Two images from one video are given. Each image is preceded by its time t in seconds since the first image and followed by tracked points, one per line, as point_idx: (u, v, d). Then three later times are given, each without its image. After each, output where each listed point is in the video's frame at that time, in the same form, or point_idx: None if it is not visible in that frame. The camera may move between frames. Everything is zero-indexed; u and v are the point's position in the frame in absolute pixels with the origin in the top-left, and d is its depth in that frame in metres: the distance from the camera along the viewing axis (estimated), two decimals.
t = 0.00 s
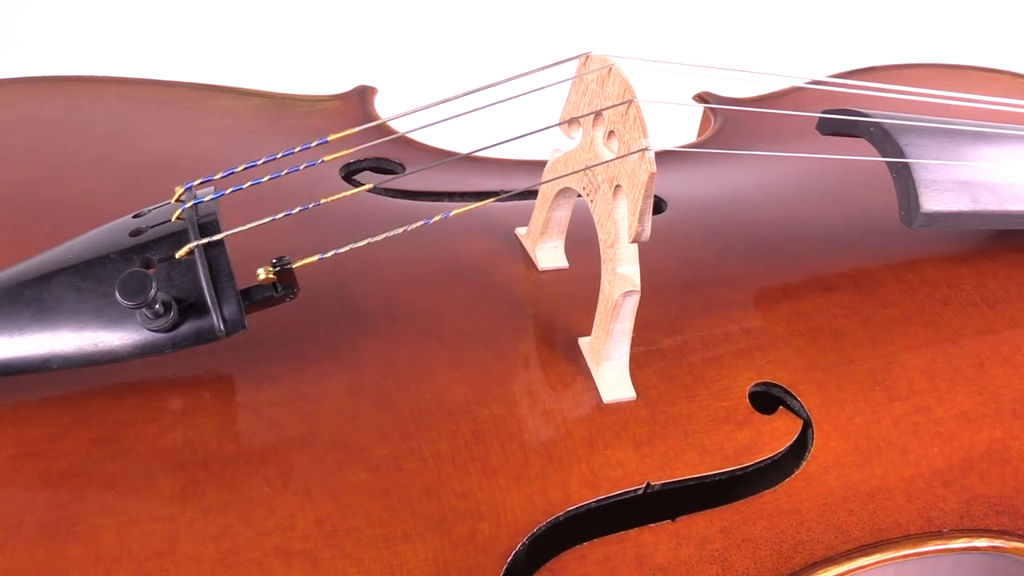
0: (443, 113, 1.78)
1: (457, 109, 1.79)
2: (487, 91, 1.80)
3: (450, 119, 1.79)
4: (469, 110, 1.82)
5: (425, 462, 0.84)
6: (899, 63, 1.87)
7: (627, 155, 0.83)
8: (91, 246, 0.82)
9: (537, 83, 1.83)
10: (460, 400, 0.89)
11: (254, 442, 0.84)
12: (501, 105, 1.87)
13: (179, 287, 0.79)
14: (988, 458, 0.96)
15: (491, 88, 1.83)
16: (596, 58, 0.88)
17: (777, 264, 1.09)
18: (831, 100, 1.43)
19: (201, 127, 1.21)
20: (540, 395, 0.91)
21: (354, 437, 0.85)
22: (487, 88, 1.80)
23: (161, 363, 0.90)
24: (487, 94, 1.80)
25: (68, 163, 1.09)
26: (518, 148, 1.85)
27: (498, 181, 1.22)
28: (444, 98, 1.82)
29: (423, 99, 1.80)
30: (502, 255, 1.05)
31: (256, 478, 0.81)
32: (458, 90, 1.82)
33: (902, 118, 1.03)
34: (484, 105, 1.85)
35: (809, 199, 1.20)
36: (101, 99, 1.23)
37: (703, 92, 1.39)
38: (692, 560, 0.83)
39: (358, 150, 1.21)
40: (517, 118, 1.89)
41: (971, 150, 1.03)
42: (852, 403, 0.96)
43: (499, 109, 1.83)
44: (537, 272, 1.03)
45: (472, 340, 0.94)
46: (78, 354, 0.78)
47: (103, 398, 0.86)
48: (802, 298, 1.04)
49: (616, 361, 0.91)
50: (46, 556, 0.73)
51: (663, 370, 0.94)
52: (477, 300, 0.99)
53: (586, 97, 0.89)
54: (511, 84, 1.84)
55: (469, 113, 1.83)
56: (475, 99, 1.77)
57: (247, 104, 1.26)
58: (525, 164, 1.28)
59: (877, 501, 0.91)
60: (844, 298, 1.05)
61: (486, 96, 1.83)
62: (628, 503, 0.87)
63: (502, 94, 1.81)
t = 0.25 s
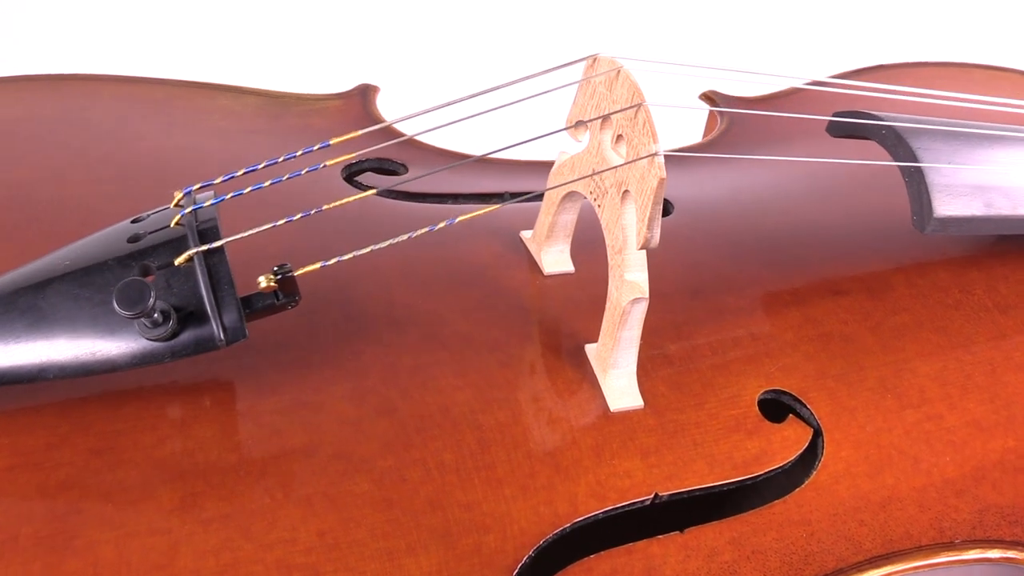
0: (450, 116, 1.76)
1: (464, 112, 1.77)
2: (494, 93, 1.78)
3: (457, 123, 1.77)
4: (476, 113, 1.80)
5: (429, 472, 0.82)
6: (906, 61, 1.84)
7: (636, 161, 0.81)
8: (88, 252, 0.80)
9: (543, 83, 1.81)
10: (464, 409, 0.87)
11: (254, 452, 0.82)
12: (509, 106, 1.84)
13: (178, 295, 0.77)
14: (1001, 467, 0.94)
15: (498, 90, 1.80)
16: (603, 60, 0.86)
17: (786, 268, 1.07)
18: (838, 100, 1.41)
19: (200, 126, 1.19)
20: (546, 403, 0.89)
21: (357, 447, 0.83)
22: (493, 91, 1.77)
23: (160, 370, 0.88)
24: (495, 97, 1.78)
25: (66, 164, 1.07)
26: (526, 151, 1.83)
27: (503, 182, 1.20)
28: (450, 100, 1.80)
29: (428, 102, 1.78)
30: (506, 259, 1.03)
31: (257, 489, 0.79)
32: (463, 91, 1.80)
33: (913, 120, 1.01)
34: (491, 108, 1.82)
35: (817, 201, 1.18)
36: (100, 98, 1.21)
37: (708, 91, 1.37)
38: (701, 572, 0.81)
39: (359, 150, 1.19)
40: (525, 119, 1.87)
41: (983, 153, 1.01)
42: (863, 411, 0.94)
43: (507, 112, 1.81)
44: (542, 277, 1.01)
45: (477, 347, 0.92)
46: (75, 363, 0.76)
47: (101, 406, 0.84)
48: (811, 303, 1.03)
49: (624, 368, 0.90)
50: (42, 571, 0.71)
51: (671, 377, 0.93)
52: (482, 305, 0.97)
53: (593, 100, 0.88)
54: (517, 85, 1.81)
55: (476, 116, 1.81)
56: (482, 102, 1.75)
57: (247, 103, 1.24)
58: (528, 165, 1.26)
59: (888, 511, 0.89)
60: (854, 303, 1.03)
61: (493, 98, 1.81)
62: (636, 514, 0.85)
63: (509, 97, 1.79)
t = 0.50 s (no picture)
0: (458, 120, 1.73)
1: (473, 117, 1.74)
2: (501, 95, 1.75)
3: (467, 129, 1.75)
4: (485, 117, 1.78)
5: (434, 485, 0.80)
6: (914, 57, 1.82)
7: (647, 167, 0.79)
8: (84, 260, 0.78)
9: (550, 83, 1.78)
10: (469, 419, 0.85)
11: (255, 463, 0.80)
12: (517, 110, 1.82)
13: (176, 305, 0.75)
14: (1016, 478, 0.92)
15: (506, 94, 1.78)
16: (613, 62, 0.84)
17: (797, 273, 1.05)
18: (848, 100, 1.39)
19: (199, 126, 1.17)
20: (553, 413, 0.87)
21: (360, 459, 0.81)
22: (501, 94, 1.75)
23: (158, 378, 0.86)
24: (503, 100, 1.75)
25: (62, 164, 1.05)
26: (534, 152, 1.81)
27: (508, 183, 1.18)
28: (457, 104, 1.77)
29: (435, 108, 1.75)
30: (512, 264, 1.01)
31: (257, 502, 0.77)
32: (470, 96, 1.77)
33: (928, 123, 0.99)
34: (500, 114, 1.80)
35: (827, 204, 1.16)
36: (97, 97, 1.18)
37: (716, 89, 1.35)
38: None
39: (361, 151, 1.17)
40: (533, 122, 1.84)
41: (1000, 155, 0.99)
42: (876, 421, 0.93)
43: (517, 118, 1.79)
44: (549, 282, 0.99)
45: (482, 355, 0.90)
46: (71, 375, 0.75)
47: (97, 416, 0.82)
48: (823, 309, 1.01)
49: (633, 378, 0.88)
50: None
51: (681, 387, 0.91)
52: (487, 312, 0.95)
53: (602, 103, 0.85)
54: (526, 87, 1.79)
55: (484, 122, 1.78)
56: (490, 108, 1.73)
57: (247, 102, 1.22)
58: (534, 164, 1.24)
59: (902, 524, 0.88)
60: (866, 309, 1.01)
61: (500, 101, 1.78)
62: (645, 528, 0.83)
63: (519, 100, 1.76)
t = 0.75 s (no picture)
0: (467, 123, 1.72)
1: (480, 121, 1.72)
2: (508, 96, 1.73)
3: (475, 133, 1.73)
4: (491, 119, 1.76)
5: (438, 498, 0.78)
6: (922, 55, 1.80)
7: (657, 173, 0.77)
8: (81, 268, 0.76)
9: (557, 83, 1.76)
10: (475, 430, 0.83)
11: (255, 475, 0.78)
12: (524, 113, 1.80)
13: (175, 315, 0.73)
14: None
15: (512, 96, 1.76)
16: (621, 65, 0.82)
17: (807, 277, 1.03)
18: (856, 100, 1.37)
19: (199, 126, 1.15)
20: (560, 423, 0.86)
21: (363, 471, 0.79)
22: (508, 97, 1.73)
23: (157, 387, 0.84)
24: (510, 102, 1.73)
25: (59, 165, 1.03)
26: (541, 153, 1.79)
27: (512, 185, 1.16)
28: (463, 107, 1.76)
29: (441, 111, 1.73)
30: (517, 270, 0.99)
31: (258, 516, 0.75)
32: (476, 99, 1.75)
33: (942, 126, 0.97)
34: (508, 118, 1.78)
35: (837, 207, 1.14)
36: (94, 96, 1.16)
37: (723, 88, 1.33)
38: None
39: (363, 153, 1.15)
40: (541, 124, 1.82)
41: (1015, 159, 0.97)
42: (888, 430, 0.91)
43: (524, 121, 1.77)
44: (555, 288, 0.97)
45: (488, 364, 0.89)
46: (67, 387, 0.73)
47: (95, 426, 0.80)
48: (834, 315, 0.99)
49: (641, 388, 0.86)
50: None
51: (690, 396, 0.89)
52: (492, 319, 0.93)
53: (611, 107, 0.83)
54: (532, 89, 1.77)
55: (492, 125, 1.76)
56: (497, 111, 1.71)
57: (248, 102, 1.20)
58: (538, 165, 1.22)
59: (915, 536, 0.86)
60: (878, 315, 1.00)
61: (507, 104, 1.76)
62: (653, 541, 0.81)
63: (527, 103, 1.74)
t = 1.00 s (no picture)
0: (473, 128, 1.70)
1: (488, 124, 1.71)
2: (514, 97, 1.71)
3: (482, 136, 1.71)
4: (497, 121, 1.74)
5: (442, 509, 0.76)
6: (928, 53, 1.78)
7: (666, 179, 0.76)
8: (78, 275, 0.74)
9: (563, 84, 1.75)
10: (479, 439, 0.81)
11: (256, 486, 0.76)
12: (531, 115, 1.78)
13: (174, 324, 0.71)
14: None
15: (518, 99, 1.74)
16: (629, 68, 0.80)
17: (816, 281, 1.01)
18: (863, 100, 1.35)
19: (198, 125, 1.13)
20: (566, 432, 0.84)
21: (365, 481, 0.78)
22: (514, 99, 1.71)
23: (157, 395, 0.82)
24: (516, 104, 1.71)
25: (56, 167, 1.01)
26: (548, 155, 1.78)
27: (517, 187, 1.14)
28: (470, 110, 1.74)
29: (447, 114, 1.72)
30: (522, 274, 0.98)
31: (259, 528, 0.73)
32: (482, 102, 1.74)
33: (955, 129, 0.96)
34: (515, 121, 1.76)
35: (845, 211, 1.13)
36: (92, 95, 1.14)
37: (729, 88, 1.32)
38: None
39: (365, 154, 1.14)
40: (548, 127, 1.81)
41: None
42: (899, 439, 0.89)
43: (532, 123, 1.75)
44: (560, 293, 0.96)
45: (492, 371, 0.87)
46: (65, 397, 0.72)
47: (93, 435, 0.78)
48: (844, 320, 0.97)
49: (649, 396, 0.84)
50: None
51: (698, 404, 0.88)
52: (497, 325, 0.91)
53: (618, 111, 0.82)
54: (539, 91, 1.75)
55: (499, 129, 1.75)
56: (504, 114, 1.69)
57: (248, 101, 1.18)
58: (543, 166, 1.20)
59: (926, 547, 0.84)
60: (888, 321, 0.98)
61: (514, 107, 1.75)
62: (662, 553, 0.80)
63: (535, 106, 1.73)
